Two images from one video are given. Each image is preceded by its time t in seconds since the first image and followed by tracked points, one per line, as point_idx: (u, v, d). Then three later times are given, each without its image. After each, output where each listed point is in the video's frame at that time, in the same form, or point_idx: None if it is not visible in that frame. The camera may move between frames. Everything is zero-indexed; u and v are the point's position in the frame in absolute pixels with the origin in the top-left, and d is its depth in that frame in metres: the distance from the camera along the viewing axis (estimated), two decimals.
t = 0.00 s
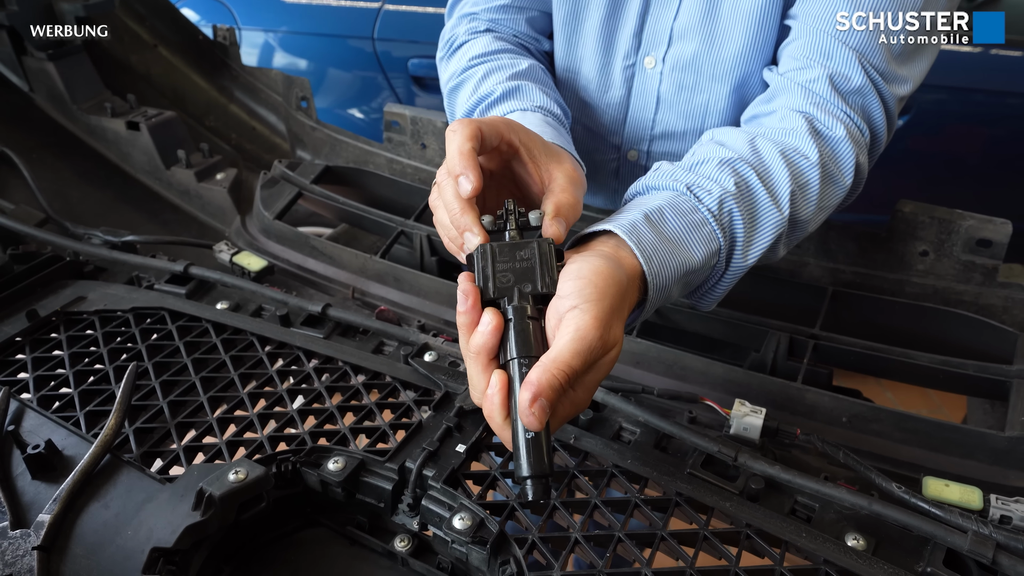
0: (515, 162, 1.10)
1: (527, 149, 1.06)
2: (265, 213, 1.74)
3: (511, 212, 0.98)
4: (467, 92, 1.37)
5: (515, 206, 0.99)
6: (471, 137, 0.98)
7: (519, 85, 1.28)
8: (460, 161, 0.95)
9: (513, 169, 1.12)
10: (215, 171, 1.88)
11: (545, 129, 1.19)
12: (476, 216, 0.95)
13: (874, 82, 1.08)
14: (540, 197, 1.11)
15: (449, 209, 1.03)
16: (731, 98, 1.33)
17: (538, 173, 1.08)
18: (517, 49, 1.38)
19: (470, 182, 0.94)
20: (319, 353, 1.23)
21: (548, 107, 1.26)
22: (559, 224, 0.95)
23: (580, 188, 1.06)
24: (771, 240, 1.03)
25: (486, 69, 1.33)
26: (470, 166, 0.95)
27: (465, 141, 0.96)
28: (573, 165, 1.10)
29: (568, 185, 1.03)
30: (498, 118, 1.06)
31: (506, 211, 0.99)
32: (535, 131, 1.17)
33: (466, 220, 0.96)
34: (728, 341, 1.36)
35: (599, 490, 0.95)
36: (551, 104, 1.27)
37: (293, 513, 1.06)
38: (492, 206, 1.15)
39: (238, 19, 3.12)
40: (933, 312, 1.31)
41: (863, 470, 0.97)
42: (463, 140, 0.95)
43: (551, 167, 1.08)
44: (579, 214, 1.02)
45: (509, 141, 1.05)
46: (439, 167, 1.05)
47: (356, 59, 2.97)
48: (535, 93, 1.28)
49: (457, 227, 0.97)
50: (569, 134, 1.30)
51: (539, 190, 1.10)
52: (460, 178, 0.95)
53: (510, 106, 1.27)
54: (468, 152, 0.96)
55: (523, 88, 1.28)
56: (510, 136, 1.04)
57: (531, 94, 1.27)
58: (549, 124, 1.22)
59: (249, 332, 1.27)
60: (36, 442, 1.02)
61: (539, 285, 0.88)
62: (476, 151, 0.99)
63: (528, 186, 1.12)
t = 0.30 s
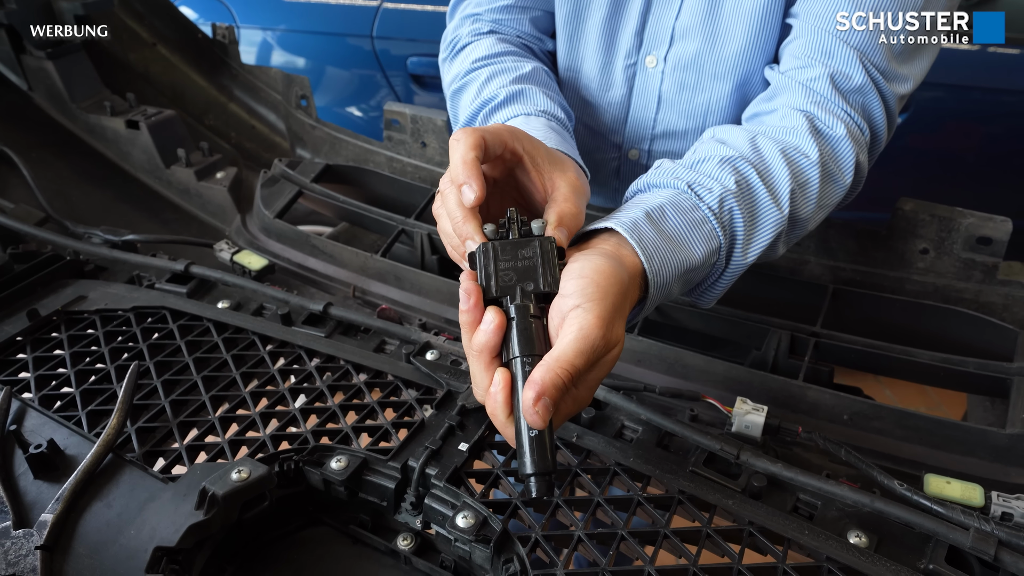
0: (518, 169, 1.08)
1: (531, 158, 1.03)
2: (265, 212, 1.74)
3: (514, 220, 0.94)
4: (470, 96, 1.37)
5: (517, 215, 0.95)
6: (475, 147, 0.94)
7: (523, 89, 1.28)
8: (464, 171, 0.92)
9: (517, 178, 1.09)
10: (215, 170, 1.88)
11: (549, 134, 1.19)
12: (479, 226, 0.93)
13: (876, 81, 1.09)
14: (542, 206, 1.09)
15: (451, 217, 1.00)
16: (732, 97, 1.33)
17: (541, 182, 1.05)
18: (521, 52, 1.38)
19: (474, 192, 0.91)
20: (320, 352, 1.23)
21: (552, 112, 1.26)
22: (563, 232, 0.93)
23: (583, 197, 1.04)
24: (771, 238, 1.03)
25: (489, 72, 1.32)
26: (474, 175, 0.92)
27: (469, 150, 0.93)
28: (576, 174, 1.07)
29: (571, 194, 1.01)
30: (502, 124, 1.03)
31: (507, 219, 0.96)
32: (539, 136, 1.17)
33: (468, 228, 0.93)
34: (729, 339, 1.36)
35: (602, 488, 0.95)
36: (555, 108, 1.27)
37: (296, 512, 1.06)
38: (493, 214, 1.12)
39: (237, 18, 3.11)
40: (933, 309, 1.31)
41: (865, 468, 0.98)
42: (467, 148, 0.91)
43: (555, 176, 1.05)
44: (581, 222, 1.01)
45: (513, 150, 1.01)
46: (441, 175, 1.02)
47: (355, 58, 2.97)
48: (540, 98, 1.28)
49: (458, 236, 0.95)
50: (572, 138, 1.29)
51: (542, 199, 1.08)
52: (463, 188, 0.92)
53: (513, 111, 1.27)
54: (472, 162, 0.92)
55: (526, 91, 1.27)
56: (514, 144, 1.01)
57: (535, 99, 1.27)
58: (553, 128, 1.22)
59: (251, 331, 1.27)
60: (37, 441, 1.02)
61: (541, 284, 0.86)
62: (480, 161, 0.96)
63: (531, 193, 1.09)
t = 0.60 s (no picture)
0: (518, 155, 1.06)
1: (530, 143, 1.02)
2: (265, 209, 1.75)
3: (514, 202, 0.89)
4: (470, 87, 1.37)
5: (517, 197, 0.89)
6: (475, 132, 0.93)
7: (523, 79, 1.28)
8: (464, 157, 0.90)
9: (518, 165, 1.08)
10: (215, 167, 1.88)
11: (551, 122, 1.18)
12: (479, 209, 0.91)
13: (880, 77, 1.09)
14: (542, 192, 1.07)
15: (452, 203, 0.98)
16: (734, 91, 1.34)
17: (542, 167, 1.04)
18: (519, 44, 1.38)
19: (475, 177, 0.90)
20: (321, 348, 1.24)
21: (553, 101, 1.26)
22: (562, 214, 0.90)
23: (584, 180, 1.02)
24: (772, 226, 1.03)
25: (489, 64, 1.32)
26: (474, 161, 0.90)
27: (469, 136, 0.91)
28: (576, 158, 1.06)
29: (571, 177, 1.00)
30: (500, 111, 1.02)
31: (507, 201, 0.90)
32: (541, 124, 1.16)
33: (468, 212, 0.91)
34: (729, 334, 1.36)
35: (603, 481, 0.95)
36: (556, 97, 1.26)
37: (298, 506, 1.06)
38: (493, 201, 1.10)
39: (235, 15, 3.10)
40: (932, 304, 1.31)
41: (864, 462, 0.98)
42: (467, 134, 0.90)
43: (555, 159, 1.04)
44: (581, 205, 0.98)
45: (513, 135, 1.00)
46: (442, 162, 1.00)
47: (354, 55, 2.96)
48: (540, 87, 1.27)
49: (459, 221, 0.93)
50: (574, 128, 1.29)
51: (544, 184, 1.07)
52: (464, 174, 0.90)
53: (514, 101, 1.26)
54: (472, 147, 0.90)
55: (527, 82, 1.27)
56: (513, 129, 1.00)
57: (535, 87, 1.27)
58: (554, 118, 1.21)
59: (253, 327, 1.28)
60: (40, 437, 1.03)
61: (545, 261, 0.81)
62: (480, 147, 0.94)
63: (531, 178, 1.08)
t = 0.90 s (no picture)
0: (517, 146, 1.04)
1: (528, 133, 1.00)
2: (261, 201, 1.73)
3: (513, 194, 0.87)
4: (468, 78, 1.35)
5: (516, 189, 0.88)
6: (473, 123, 0.90)
7: (522, 69, 1.26)
8: (462, 148, 0.88)
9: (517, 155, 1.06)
10: (210, 159, 1.86)
11: (550, 112, 1.16)
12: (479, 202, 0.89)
13: (881, 67, 1.08)
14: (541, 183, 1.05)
15: (450, 195, 0.96)
16: (734, 82, 1.32)
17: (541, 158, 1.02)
18: (517, 34, 1.37)
19: (474, 169, 0.87)
20: (318, 342, 1.22)
21: (552, 91, 1.24)
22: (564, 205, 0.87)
23: (583, 171, 1.00)
24: (773, 219, 1.02)
25: (487, 54, 1.30)
26: (473, 153, 0.88)
27: (468, 127, 0.89)
28: (575, 149, 1.04)
29: (571, 168, 0.98)
30: (497, 101, 0.99)
31: (507, 193, 0.89)
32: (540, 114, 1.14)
33: (466, 204, 0.89)
34: (729, 327, 1.35)
35: (603, 476, 0.94)
36: (554, 88, 1.25)
37: (295, 502, 1.05)
38: (492, 193, 1.09)
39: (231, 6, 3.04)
40: (935, 297, 1.29)
41: (867, 456, 0.97)
42: (465, 125, 0.88)
43: (553, 150, 1.02)
44: (580, 198, 0.96)
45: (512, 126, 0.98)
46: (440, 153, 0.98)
47: (351, 47, 2.93)
48: (539, 77, 1.25)
49: (457, 214, 0.91)
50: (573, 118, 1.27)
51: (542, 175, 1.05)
52: (462, 167, 0.88)
53: (512, 91, 1.25)
54: (471, 139, 0.88)
55: (525, 72, 1.26)
56: (511, 119, 0.98)
57: (534, 78, 1.25)
58: (554, 107, 1.19)
59: (248, 321, 1.26)
60: (32, 433, 1.01)
61: (544, 254, 0.79)
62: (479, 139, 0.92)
63: (530, 170, 1.06)
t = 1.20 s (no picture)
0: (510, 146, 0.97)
1: (521, 132, 0.93)
2: (248, 191, 1.68)
3: (506, 198, 0.81)
4: (460, 68, 1.28)
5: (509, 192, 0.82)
6: (462, 122, 0.83)
7: (517, 61, 1.20)
8: (451, 149, 0.82)
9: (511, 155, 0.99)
10: (196, 147, 1.80)
11: (545, 106, 1.10)
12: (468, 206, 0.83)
13: (891, 54, 1.03)
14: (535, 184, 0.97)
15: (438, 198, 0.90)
16: (737, 70, 1.27)
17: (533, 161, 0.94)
18: (513, 22, 1.30)
19: (462, 172, 0.81)
20: (304, 340, 1.18)
21: (547, 83, 1.17)
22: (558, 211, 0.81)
23: (577, 174, 0.93)
24: (779, 219, 0.96)
25: (480, 43, 1.24)
26: (461, 155, 0.82)
27: (456, 126, 0.82)
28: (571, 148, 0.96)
29: (566, 170, 0.90)
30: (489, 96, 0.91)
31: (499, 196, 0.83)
32: (534, 109, 1.08)
33: (454, 209, 0.83)
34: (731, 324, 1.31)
35: (599, 484, 0.91)
36: (551, 80, 1.18)
37: (279, 507, 1.00)
38: (484, 194, 1.02)
39: None
40: (944, 293, 1.24)
41: (874, 462, 0.93)
42: (453, 125, 0.81)
43: (548, 151, 0.94)
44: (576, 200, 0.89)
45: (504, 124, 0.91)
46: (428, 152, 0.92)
47: (344, 31, 2.86)
48: (534, 68, 1.19)
49: (445, 218, 0.85)
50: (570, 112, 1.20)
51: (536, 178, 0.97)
52: (451, 170, 0.82)
53: (506, 83, 1.18)
54: (459, 140, 0.81)
55: (520, 62, 1.20)
56: (503, 117, 0.90)
57: (529, 69, 1.19)
58: (550, 101, 1.13)
59: (232, 317, 1.21)
60: (3, 437, 0.97)
61: (537, 264, 0.75)
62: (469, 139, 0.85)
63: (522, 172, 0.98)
